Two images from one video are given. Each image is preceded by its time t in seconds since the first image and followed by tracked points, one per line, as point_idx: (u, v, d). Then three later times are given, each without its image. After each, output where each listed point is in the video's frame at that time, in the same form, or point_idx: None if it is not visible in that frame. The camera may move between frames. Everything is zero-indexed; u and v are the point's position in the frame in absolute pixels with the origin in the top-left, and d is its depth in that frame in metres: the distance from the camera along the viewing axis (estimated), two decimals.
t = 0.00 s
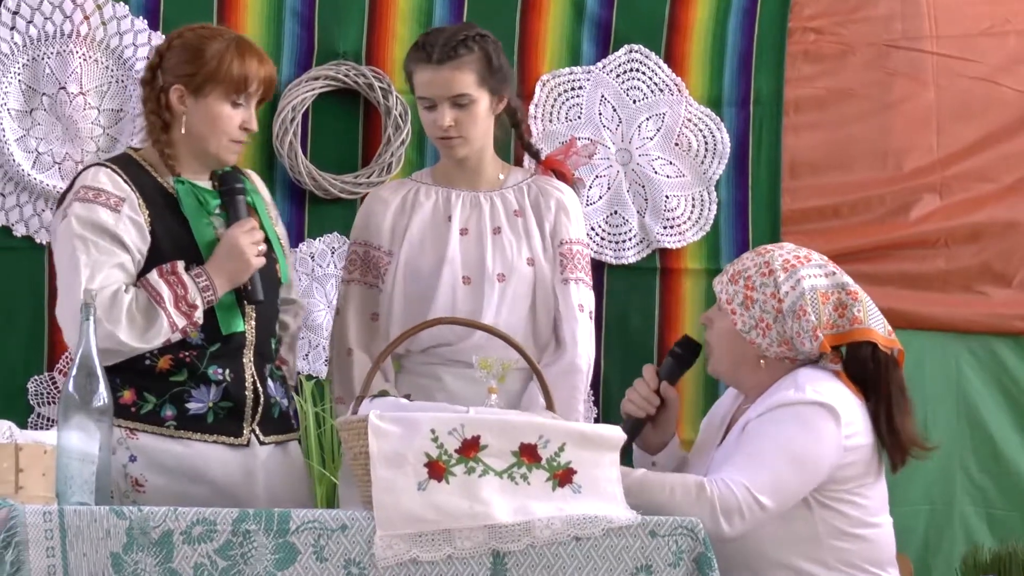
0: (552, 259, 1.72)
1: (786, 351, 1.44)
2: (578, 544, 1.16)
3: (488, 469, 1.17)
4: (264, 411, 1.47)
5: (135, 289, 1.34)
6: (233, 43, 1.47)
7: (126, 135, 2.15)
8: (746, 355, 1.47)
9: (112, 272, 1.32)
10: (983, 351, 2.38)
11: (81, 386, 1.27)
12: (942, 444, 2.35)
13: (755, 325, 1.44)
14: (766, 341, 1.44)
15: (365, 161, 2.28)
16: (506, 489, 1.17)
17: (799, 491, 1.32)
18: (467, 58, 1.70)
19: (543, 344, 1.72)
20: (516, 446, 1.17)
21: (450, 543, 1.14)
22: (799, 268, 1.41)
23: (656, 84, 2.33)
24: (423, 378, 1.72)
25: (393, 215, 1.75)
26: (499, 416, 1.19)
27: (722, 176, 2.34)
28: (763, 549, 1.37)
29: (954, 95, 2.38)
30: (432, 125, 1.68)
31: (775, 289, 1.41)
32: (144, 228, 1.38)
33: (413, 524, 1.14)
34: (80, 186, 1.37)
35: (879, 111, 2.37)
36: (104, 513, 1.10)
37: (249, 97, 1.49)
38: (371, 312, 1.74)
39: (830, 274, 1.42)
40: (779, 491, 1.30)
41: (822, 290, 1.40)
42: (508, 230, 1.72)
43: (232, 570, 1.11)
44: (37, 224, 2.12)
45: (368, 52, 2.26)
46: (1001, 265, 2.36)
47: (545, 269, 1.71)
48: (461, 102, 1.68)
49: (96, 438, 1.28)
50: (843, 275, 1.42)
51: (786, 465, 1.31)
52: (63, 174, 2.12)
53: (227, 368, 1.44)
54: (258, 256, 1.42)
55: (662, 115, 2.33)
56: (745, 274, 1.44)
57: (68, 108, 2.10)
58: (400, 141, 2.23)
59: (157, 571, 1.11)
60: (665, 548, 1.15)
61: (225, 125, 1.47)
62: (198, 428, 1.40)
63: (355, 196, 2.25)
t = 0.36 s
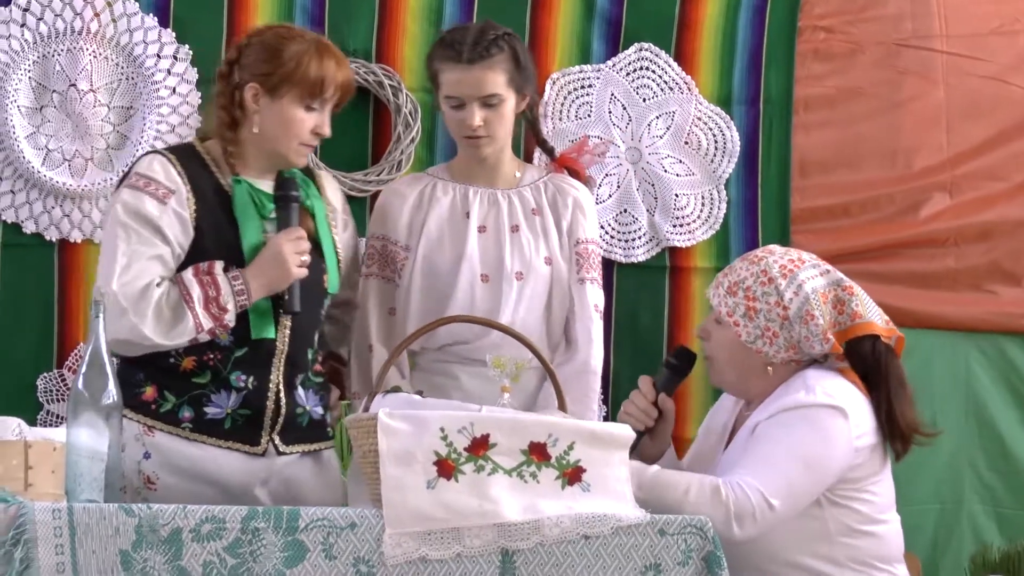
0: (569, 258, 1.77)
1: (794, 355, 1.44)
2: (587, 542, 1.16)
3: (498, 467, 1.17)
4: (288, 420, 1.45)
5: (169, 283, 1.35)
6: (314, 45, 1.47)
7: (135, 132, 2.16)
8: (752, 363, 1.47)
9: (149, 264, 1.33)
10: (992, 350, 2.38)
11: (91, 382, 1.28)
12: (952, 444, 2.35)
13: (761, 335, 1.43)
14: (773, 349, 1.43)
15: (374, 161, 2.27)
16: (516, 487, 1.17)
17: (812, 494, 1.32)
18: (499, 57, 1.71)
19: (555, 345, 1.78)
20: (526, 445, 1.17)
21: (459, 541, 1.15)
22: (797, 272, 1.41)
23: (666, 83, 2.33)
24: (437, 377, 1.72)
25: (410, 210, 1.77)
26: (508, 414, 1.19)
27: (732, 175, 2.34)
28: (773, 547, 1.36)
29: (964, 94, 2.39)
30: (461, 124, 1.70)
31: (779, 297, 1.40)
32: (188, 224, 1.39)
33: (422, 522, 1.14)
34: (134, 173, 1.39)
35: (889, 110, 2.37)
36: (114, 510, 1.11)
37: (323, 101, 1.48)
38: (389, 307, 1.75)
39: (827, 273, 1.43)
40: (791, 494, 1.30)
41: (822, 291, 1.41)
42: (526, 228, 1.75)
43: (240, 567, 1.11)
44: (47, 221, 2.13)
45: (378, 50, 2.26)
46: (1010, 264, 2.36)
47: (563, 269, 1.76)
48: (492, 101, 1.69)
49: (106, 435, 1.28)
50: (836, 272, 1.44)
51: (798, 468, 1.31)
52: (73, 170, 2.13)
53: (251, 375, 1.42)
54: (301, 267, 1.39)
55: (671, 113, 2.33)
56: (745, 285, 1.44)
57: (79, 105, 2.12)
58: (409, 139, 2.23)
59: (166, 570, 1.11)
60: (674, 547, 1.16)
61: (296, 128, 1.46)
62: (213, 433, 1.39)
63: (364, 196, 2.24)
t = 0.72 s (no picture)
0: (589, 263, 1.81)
1: (781, 355, 1.44)
2: (593, 542, 1.16)
3: (504, 467, 1.16)
4: (305, 431, 1.46)
5: (211, 285, 1.36)
6: (393, 64, 1.47)
7: (142, 131, 2.16)
8: (739, 365, 1.46)
9: (195, 263, 1.35)
10: (998, 350, 2.38)
11: (98, 381, 1.36)
12: (958, 445, 2.36)
13: (746, 335, 1.44)
14: (760, 349, 1.43)
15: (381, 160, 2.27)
16: (523, 486, 1.17)
17: (808, 482, 1.31)
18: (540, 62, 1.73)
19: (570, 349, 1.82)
20: (532, 444, 1.17)
21: (465, 540, 1.15)
22: (780, 271, 1.41)
23: (673, 83, 2.33)
24: (452, 376, 1.75)
25: (431, 210, 1.78)
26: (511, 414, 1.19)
27: (739, 176, 2.34)
28: (774, 546, 1.36)
29: (971, 94, 2.39)
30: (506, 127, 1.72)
31: (763, 296, 1.40)
32: (241, 226, 1.42)
33: (429, 522, 1.14)
34: (193, 165, 1.41)
35: (896, 110, 2.37)
36: (120, 509, 1.12)
37: (393, 120, 1.48)
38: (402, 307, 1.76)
39: (810, 271, 1.44)
40: (789, 482, 1.29)
41: (806, 289, 1.41)
42: (548, 232, 1.78)
43: (246, 567, 1.13)
44: (54, 220, 2.13)
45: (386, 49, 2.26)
46: (1017, 264, 2.37)
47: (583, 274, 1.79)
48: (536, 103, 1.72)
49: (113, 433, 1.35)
50: (820, 271, 1.44)
51: (793, 456, 1.30)
52: (80, 169, 2.14)
53: (272, 385, 1.43)
54: (343, 287, 1.43)
55: (679, 113, 2.33)
56: (729, 286, 1.43)
57: (86, 104, 2.13)
58: (417, 138, 2.22)
59: (172, 568, 1.12)
60: (680, 547, 1.16)
61: (364, 144, 1.47)
62: (227, 436, 1.41)
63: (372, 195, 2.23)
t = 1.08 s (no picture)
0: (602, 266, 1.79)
1: (778, 351, 1.43)
2: (595, 541, 1.17)
3: (506, 466, 1.16)
4: (302, 425, 1.45)
5: (198, 281, 1.35)
6: (368, 51, 1.48)
7: (144, 130, 2.16)
8: (737, 362, 1.46)
9: (182, 259, 1.35)
10: (1000, 349, 2.38)
11: (100, 380, 1.31)
12: (960, 444, 2.36)
13: (742, 331, 1.43)
14: (755, 346, 1.43)
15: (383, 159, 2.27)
16: (526, 485, 1.17)
17: (812, 483, 1.31)
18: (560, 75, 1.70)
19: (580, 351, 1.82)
20: (534, 442, 1.17)
21: (466, 539, 1.15)
22: (773, 267, 1.41)
23: (676, 82, 2.33)
24: (459, 376, 1.74)
25: (446, 216, 1.76)
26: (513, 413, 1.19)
27: (741, 175, 2.34)
28: (774, 546, 1.36)
29: (973, 93, 2.39)
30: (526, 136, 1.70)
31: (755, 292, 1.41)
32: (225, 221, 1.42)
33: (429, 520, 1.14)
34: (176, 164, 1.42)
35: (898, 109, 2.37)
36: (122, 508, 1.11)
37: (370, 106, 1.49)
38: (413, 310, 1.74)
39: (805, 268, 1.43)
40: (791, 481, 1.29)
41: (800, 284, 1.41)
42: (562, 238, 1.77)
43: (248, 566, 1.12)
44: (56, 219, 2.13)
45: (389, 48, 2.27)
46: (1019, 263, 2.37)
47: (596, 279, 1.78)
48: (557, 113, 1.70)
49: (115, 432, 1.30)
50: (817, 267, 1.43)
51: (797, 457, 1.30)
52: (82, 169, 2.14)
53: (268, 379, 1.42)
54: (333, 275, 1.41)
55: (681, 112, 2.33)
56: (723, 284, 1.44)
57: (88, 103, 2.13)
58: (419, 137, 2.25)
59: (174, 567, 1.12)
60: (682, 546, 1.16)
61: (342, 130, 1.47)
62: (225, 434, 1.40)
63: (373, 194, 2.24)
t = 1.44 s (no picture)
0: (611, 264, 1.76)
1: (803, 347, 1.43)
2: (600, 540, 1.16)
3: (510, 464, 1.16)
4: (302, 416, 1.44)
5: (182, 279, 1.32)
6: (299, 27, 1.42)
7: (148, 129, 2.17)
8: (762, 355, 1.46)
9: (164, 261, 1.31)
10: (1004, 346, 2.39)
11: (104, 379, 1.28)
12: (965, 442, 2.36)
13: (768, 324, 1.43)
14: (782, 338, 1.43)
15: (387, 158, 2.28)
16: (529, 484, 1.17)
17: (821, 484, 1.31)
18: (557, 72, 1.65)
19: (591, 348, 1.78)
20: (538, 442, 1.17)
21: (471, 538, 1.14)
22: (803, 260, 1.41)
23: (679, 80, 2.33)
24: (468, 374, 1.74)
25: (455, 214, 1.74)
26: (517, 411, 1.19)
27: (745, 173, 2.34)
28: (782, 546, 1.36)
29: (977, 91, 2.39)
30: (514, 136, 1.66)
31: (784, 285, 1.40)
32: (201, 218, 1.36)
33: (434, 519, 1.14)
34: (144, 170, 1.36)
35: (901, 107, 2.37)
36: (127, 507, 1.11)
37: (315, 80, 1.43)
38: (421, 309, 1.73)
39: (835, 264, 1.43)
40: (801, 483, 1.29)
41: (830, 280, 1.41)
42: (570, 234, 1.74)
43: (253, 565, 1.12)
44: (59, 218, 2.14)
45: (392, 47, 2.27)
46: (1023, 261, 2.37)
47: (605, 274, 1.75)
48: (546, 115, 1.66)
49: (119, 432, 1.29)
50: (847, 263, 1.43)
51: (806, 457, 1.30)
52: (86, 168, 2.14)
53: (268, 370, 1.42)
54: (318, 254, 1.37)
55: (684, 110, 2.33)
56: (752, 276, 1.44)
57: (92, 103, 2.14)
58: (423, 136, 2.23)
59: (179, 567, 1.11)
60: (687, 544, 1.16)
61: (292, 110, 1.42)
62: (230, 430, 1.39)
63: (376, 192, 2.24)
